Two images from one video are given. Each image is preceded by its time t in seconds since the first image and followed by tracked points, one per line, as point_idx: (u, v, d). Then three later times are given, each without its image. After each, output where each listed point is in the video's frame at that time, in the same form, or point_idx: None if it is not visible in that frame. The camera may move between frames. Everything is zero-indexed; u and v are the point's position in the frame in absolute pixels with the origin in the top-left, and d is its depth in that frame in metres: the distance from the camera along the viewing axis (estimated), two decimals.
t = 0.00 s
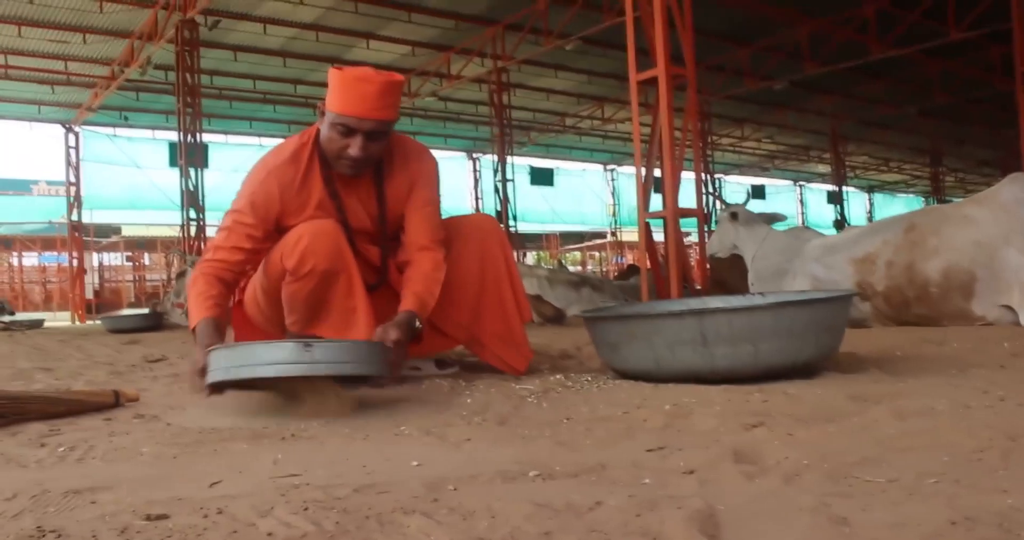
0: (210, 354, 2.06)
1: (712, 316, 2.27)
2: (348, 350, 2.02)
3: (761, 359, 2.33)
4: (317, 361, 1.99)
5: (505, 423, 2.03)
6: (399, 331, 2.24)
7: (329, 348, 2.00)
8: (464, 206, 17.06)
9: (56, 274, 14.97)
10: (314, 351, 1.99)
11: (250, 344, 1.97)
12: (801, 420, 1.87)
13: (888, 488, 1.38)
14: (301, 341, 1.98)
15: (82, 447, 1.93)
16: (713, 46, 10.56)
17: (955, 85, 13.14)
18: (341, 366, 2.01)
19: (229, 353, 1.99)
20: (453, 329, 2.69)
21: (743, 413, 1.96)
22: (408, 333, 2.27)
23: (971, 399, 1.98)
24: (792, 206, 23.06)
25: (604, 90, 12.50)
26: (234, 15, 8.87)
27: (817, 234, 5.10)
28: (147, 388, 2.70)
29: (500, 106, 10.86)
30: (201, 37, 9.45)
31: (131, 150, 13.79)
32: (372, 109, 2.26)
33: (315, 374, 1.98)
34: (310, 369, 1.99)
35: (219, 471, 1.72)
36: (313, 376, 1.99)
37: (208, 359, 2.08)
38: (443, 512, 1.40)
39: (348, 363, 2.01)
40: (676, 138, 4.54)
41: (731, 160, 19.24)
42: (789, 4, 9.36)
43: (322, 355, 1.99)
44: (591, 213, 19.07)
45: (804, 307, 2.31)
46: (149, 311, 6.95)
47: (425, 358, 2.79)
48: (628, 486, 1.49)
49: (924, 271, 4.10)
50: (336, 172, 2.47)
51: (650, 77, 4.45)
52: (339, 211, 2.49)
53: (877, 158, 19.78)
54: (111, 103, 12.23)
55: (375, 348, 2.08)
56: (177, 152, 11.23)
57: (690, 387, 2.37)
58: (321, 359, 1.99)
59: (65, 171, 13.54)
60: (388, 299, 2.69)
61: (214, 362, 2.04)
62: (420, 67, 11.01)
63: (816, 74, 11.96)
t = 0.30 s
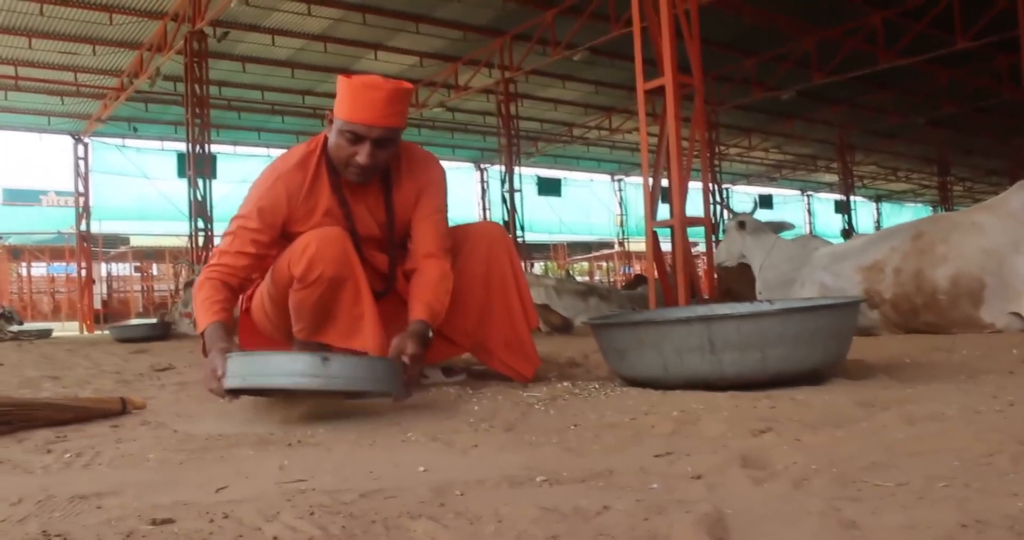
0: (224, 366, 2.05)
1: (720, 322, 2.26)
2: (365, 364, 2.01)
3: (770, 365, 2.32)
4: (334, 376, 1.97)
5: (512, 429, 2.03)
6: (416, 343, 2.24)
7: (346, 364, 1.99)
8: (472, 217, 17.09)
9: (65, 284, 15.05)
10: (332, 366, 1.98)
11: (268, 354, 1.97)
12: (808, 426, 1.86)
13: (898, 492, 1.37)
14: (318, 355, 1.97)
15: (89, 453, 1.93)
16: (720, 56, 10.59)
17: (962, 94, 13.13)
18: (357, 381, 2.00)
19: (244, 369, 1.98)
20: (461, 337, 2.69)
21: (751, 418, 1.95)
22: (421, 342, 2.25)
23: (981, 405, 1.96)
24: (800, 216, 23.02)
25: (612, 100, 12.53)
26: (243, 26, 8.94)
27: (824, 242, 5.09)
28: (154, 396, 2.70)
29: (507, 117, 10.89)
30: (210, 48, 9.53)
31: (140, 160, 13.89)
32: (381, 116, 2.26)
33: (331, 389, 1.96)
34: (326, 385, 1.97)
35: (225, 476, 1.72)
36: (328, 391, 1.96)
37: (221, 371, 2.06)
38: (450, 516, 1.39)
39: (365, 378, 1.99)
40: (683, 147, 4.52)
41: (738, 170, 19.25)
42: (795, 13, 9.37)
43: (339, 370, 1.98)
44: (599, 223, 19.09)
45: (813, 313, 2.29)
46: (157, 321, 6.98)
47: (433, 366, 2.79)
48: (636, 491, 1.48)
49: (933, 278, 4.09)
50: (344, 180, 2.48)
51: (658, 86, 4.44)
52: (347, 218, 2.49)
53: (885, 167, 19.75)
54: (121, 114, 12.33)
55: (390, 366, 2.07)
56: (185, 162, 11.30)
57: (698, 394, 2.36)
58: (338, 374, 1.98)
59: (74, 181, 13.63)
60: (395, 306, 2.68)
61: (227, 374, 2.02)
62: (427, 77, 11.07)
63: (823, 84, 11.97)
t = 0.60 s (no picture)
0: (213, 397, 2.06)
1: (727, 332, 2.26)
2: (353, 398, 2.06)
3: (777, 375, 2.30)
4: (324, 415, 2.02)
5: (519, 440, 2.02)
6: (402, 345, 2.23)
7: (335, 402, 2.04)
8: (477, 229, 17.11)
9: (71, 297, 15.08)
10: (322, 407, 2.02)
11: (256, 402, 1.97)
12: (817, 435, 1.85)
13: (908, 501, 1.36)
14: (308, 399, 2.00)
15: (95, 465, 1.93)
16: (723, 67, 10.62)
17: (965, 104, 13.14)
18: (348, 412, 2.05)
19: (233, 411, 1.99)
20: (467, 347, 2.68)
21: (759, 428, 1.95)
22: (409, 344, 2.24)
23: (991, 413, 1.95)
24: (805, 226, 23.00)
25: (616, 112, 12.57)
26: (248, 39, 9.00)
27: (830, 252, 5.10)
28: (160, 408, 2.71)
29: (511, 129, 10.93)
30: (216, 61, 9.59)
31: (146, 173, 13.93)
32: (387, 126, 2.27)
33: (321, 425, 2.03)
34: (315, 420, 2.03)
35: (231, 487, 1.71)
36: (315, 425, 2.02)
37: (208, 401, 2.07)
38: (456, 527, 1.39)
39: (352, 411, 2.06)
40: (688, 157, 4.52)
41: (742, 181, 19.26)
42: (799, 24, 9.40)
43: (328, 408, 2.03)
44: (604, 234, 19.09)
45: (819, 322, 2.29)
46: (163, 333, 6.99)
47: (438, 376, 2.78)
48: (644, 500, 1.48)
49: (938, 287, 4.08)
50: (350, 189, 2.48)
51: (662, 96, 4.44)
52: (354, 229, 2.49)
53: (889, 177, 19.76)
54: (127, 126, 12.39)
55: (374, 384, 2.12)
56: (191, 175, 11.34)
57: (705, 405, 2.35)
58: (327, 412, 2.03)
59: (80, 194, 13.67)
60: (401, 316, 2.68)
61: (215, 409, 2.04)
62: (432, 89, 11.12)
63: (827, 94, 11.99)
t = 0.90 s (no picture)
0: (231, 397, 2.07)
1: (733, 344, 2.25)
2: (369, 414, 2.01)
3: (784, 388, 2.29)
4: (339, 430, 1.98)
5: (526, 453, 2.01)
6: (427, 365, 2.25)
7: (351, 417, 1.99)
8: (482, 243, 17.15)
9: (78, 312, 15.14)
10: (337, 420, 1.98)
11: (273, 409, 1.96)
12: (825, 448, 1.84)
13: (918, 514, 1.35)
14: (322, 410, 1.96)
15: (100, 478, 1.93)
16: (728, 81, 10.66)
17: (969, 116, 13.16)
18: (364, 429, 2.01)
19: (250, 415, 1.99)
20: (473, 359, 2.68)
21: (767, 440, 1.94)
22: (431, 358, 2.26)
23: (1001, 425, 1.93)
24: (810, 239, 22.99)
25: (620, 126, 12.61)
26: (255, 55, 9.07)
27: (835, 264, 5.11)
28: (166, 422, 2.71)
29: (516, 143, 10.97)
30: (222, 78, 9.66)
31: (153, 190, 14.05)
32: (391, 140, 2.28)
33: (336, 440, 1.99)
34: (333, 434, 1.99)
35: (237, 501, 1.71)
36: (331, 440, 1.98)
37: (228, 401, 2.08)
38: None
39: (370, 427, 2.00)
40: (694, 170, 4.51)
41: (747, 194, 19.29)
42: (803, 38, 9.43)
43: (343, 422, 1.98)
44: (609, 248, 19.11)
45: (826, 334, 2.28)
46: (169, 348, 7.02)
47: (445, 389, 2.77)
48: (652, 514, 1.47)
49: (944, 299, 4.06)
50: (354, 202, 2.49)
51: (666, 110, 4.44)
52: (358, 241, 2.49)
53: (893, 190, 19.76)
54: (134, 142, 12.48)
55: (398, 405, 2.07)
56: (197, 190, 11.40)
57: (712, 417, 2.34)
58: (343, 427, 1.98)
59: (88, 210, 13.75)
60: (407, 329, 2.67)
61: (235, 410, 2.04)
62: (437, 104, 11.18)
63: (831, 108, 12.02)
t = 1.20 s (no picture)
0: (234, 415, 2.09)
1: (741, 358, 2.24)
2: (370, 442, 2.07)
3: (792, 401, 2.29)
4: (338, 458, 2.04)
5: (534, 467, 2.00)
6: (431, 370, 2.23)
7: (352, 444, 2.05)
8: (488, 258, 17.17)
9: (85, 327, 15.18)
10: (338, 447, 2.04)
11: (276, 435, 2.00)
12: (834, 460, 1.83)
13: (930, 526, 1.34)
14: (326, 440, 2.01)
15: (107, 492, 1.93)
16: (733, 96, 10.69)
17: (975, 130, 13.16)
18: (364, 455, 2.07)
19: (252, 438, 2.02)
20: (481, 373, 2.68)
21: (776, 453, 1.92)
22: (436, 365, 2.25)
23: (1012, 438, 1.92)
24: (816, 253, 22.97)
25: (625, 141, 12.66)
26: (262, 72, 9.14)
27: (841, 278, 5.11)
28: (173, 436, 2.71)
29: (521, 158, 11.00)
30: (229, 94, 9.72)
31: (160, 205, 14.14)
32: (398, 153, 2.29)
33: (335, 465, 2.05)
34: (332, 460, 2.05)
35: (244, 515, 1.70)
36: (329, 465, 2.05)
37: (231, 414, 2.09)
38: None
39: (368, 455, 2.08)
40: (699, 185, 4.50)
41: (753, 209, 19.30)
42: (807, 53, 9.46)
43: (344, 451, 2.05)
44: (615, 262, 19.10)
45: (834, 347, 2.28)
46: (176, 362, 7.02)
47: (452, 404, 2.76)
48: (660, 527, 1.46)
49: (952, 312, 4.05)
50: (360, 215, 2.50)
51: (672, 125, 4.45)
52: (365, 254, 2.50)
53: (899, 204, 19.75)
54: (141, 158, 12.57)
55: (394, 432, 2.14)
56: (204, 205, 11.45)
57: (720, 431, 2.33)
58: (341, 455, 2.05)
59: (96, 225, 13.81)
60: (414, 343, 2.68)
61: (237, 426, 2.07)
62: (444, 119, 11.24)
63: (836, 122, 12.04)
